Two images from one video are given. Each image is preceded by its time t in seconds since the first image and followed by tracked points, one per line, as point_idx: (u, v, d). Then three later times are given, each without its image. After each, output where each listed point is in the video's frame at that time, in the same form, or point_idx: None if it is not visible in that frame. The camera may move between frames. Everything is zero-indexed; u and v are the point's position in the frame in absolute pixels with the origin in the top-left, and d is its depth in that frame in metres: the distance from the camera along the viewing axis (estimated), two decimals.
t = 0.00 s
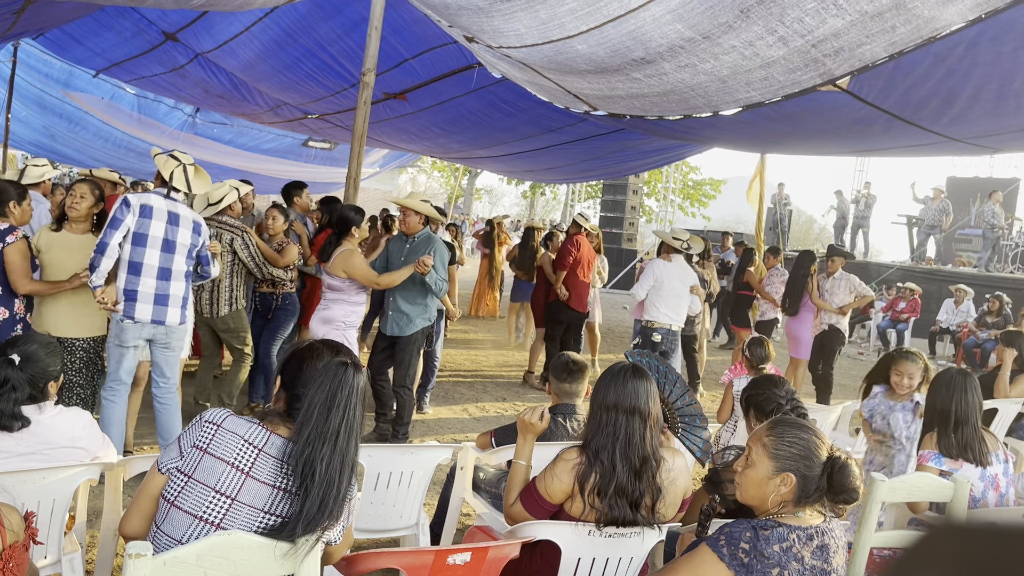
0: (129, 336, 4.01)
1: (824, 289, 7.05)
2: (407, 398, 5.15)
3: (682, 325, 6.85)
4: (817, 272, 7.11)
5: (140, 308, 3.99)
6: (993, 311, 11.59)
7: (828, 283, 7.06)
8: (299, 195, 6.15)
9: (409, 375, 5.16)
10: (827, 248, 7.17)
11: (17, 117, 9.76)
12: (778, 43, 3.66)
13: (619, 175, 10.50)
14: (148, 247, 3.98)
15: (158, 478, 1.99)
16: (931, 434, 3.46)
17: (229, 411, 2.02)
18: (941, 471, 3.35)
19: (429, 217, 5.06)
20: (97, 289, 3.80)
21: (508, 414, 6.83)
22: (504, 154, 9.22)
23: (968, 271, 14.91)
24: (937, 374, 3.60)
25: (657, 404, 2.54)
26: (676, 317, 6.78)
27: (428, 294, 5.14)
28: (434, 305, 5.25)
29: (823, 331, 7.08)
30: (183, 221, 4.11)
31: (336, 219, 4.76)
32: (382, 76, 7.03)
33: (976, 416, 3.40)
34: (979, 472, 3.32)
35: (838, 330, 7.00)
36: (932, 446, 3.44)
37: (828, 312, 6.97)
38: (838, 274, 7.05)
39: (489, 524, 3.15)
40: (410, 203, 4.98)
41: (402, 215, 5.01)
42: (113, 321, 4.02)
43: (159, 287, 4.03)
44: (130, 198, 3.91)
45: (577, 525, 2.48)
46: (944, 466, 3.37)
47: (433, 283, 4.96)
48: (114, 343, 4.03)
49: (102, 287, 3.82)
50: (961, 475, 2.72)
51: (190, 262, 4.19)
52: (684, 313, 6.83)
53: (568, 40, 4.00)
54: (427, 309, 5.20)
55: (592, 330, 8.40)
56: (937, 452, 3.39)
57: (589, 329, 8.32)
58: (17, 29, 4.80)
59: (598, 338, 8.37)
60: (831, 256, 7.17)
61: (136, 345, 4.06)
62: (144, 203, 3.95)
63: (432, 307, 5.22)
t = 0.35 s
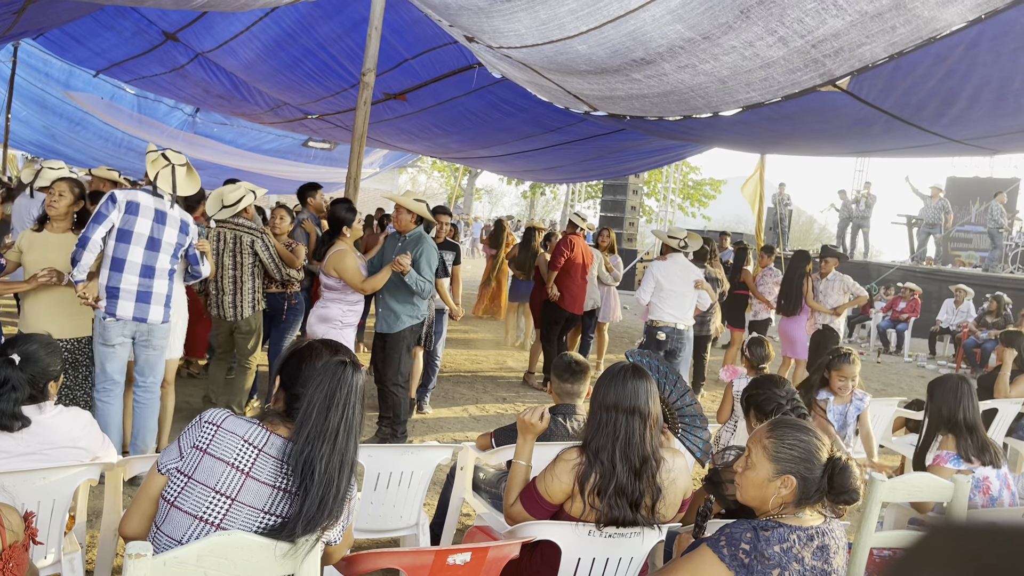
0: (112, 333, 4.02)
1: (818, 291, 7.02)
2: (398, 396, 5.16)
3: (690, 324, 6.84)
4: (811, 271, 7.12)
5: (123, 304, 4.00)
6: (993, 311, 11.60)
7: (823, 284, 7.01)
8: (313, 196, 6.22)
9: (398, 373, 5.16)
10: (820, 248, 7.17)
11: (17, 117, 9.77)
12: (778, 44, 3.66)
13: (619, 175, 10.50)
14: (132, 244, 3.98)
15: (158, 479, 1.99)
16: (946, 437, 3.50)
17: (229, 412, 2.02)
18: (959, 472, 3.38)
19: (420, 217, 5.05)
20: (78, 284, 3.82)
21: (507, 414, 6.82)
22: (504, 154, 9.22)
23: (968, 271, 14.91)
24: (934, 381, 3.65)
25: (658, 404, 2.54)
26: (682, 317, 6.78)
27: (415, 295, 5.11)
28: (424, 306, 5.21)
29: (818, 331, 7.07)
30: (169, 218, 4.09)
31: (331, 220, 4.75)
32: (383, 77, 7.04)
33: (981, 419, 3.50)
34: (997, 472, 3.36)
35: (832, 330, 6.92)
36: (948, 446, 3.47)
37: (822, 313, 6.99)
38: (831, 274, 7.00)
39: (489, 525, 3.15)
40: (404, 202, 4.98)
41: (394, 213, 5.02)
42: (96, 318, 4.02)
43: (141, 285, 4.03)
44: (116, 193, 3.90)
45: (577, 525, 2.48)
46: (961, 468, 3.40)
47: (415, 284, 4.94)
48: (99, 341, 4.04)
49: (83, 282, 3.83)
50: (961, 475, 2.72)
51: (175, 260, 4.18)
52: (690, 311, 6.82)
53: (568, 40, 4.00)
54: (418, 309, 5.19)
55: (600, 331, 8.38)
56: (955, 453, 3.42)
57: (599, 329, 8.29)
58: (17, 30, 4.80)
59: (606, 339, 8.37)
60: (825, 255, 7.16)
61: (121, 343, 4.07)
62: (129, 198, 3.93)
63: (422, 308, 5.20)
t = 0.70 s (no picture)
0: (118, 338, 4.02)
1: (814, 291, 7.05)
2: (380, 394, 5.13)
3: (692, 325, 6.82)
4: (807, 271, 7.13)
5: (129, 309, 4.01)
6: (993, 311, 11.61)
7: (818, 284, 7.05)
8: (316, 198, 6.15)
9: (381, 371, 5.12)
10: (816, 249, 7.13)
11: (18, 117, 9.78)
12: (777, 44, 3.66)
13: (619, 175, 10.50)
14: (135, 248, 3.98)
15: (157, 480, 1.99)
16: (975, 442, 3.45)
17: (227, 412, 2.02)
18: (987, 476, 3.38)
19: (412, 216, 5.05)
20: (84, 290, 3.89)
21: (507, 414, 6.83)
22: (505, 154, 9.21)
23: (968, 271, 14.91)
24: (954, 384, 3.61)
25: (657, 404, 2.54)
26: (684, 318, 6.77)
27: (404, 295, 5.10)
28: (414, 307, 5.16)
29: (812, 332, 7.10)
30: (173, 221, 4.07)
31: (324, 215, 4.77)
32: (383, 77, 7.04)
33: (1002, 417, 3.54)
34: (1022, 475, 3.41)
35: (826, 330, 6.98)
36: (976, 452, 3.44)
37: (817, 313, 6.99)
38: (827, 275, 7.03)
39: (489, 525, 3.15)
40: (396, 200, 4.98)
41: (387, 212, 5.04)
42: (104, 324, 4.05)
43: (147, 289, 4.03)
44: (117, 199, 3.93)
45: (577, 525, 2.48)
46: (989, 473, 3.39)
47: (403, 282, 4.91)
48: (104, 346, 4.04)
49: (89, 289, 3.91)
50: (961, 475, 2.72)
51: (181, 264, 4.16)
52: (692, 312, 6.79)
53: (568, 41, 4.00)
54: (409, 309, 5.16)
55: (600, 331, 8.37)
56: (983, 459, 3.39)
57: (603, 331, 8.27)
58: (17, 30, 4.80)
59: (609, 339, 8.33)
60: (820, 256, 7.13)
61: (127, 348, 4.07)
62: (130, 203, 3.95)
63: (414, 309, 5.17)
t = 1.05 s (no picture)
0: (138, 343, 4.03)
1: (814, 291, 7.03)
2: (386, 399, 5.15)
3: (682, 324, 6.78)
4: (807, 272, 7.14)
5: (148, 314, 4.01)
6: (992, 311, 11.62)
7: (817, 285, 7.04)
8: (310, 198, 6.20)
9: (388, 373, 5.13)
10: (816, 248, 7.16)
11: (18, 116, 9.78)
12: (777, 45, 3.66)
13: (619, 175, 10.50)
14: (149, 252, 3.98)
15: (154, 483, 1.99)
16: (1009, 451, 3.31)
17: (221, 413, 2.02)
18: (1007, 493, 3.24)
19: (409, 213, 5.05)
20: (104, 301, 3.89)
21: (507, 414, 6.82)
22: (505, 155, 9.21)
23: (968, 271, 14.91)
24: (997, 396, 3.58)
25: (658, 404, 2.54)
26: (673, 317, 6.74)
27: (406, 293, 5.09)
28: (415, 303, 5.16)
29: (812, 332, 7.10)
30: (186, 224, 4.07)
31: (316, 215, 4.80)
32: (382, 77, 7.04)
33: None
34: None
35: (827, 332, 6.98)
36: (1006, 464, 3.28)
37: (817, 313, 6.99)
38: (827, 276, 7.05)
39: (489, 525, 3.15)
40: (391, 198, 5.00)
41: (383, 211, 5.04)
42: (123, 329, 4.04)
43: (166, 293, 4.04)
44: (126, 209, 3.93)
45: (577, 525, 2.48)
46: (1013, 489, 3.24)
47: (403, 274, 4.90)
48: (123, 351, 4.04)
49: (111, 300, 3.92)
50: (962, 475, 2.71)
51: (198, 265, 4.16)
52: (682, 312, 6.76)
53: (568, 41, 4.00)
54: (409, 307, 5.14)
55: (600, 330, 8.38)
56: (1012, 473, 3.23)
57: (598, 330, 8.29)
58: (17, 30, 4.80)
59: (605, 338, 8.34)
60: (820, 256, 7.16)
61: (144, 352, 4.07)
62: (139, 210, 3.95)
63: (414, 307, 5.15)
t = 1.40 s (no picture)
0: (130, 344, 4.06)
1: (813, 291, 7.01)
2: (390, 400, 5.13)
3: (666, 326, 6.80)
4: (807, 272, 7.13)
5: (140, 315, 4.03)
6: (993, 311, 11.63)
7: (817, 284, 7.04)
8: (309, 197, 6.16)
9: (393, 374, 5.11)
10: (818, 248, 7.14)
11: (18, 116, 9.78)
12: (777, 45, 3.66)
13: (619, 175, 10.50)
14: (146, 253, 3.99)
15: (148, 488, 1.99)
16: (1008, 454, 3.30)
17: (211, 415, 2.01)
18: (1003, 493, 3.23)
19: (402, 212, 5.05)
20: (99, 298, 3.91)
21: (507, 414, 6.83)
22: (505, 155, 9.20)
23: (968, 271, 14.90)
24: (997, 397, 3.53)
25: (658, 404, 2.54)
26: (657, 318, 6.77)
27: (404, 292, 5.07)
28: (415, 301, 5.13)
29: (812, 332, 7.07)
30: (187, 228, 4.06)
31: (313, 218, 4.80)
32: (383, 77, 7.04)
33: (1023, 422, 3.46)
34: None
35: (826, 331, 6.96)
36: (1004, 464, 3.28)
37: (816, 313, 6.96)
38: (826, 275, 7.04)
39: (489, 525, 3.15)
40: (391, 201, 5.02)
41: (377, 210, 5.05)
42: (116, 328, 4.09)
43: (158, 294, 4.04)
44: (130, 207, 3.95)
45: (577, 525, 2.47)
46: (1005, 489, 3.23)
47: (398, 274, 4.88)
48: (117, 351, 4.08)
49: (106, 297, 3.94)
50: (962, 475, 2.71)
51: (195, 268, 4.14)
52: (667, 312, 6.78)
53: (568, 41, 4.00)
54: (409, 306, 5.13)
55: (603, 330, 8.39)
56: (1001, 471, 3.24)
57: (596, 331, 8.31)
58: (17, 30, 4.80)
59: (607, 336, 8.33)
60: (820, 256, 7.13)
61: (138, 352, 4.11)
62: (140, 209, 3.95)
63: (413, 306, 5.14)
